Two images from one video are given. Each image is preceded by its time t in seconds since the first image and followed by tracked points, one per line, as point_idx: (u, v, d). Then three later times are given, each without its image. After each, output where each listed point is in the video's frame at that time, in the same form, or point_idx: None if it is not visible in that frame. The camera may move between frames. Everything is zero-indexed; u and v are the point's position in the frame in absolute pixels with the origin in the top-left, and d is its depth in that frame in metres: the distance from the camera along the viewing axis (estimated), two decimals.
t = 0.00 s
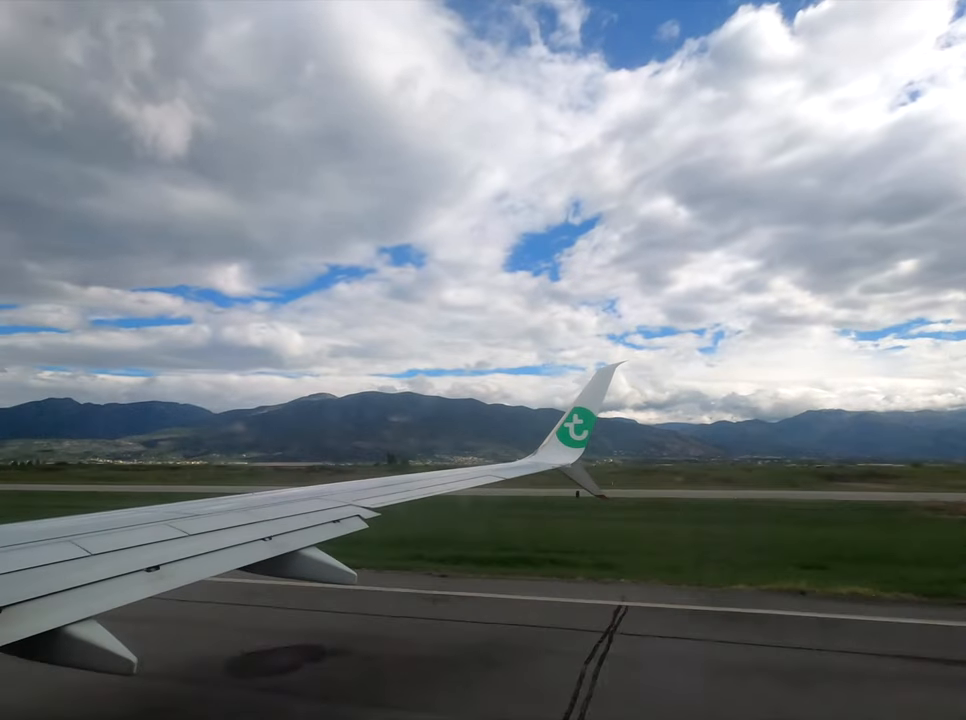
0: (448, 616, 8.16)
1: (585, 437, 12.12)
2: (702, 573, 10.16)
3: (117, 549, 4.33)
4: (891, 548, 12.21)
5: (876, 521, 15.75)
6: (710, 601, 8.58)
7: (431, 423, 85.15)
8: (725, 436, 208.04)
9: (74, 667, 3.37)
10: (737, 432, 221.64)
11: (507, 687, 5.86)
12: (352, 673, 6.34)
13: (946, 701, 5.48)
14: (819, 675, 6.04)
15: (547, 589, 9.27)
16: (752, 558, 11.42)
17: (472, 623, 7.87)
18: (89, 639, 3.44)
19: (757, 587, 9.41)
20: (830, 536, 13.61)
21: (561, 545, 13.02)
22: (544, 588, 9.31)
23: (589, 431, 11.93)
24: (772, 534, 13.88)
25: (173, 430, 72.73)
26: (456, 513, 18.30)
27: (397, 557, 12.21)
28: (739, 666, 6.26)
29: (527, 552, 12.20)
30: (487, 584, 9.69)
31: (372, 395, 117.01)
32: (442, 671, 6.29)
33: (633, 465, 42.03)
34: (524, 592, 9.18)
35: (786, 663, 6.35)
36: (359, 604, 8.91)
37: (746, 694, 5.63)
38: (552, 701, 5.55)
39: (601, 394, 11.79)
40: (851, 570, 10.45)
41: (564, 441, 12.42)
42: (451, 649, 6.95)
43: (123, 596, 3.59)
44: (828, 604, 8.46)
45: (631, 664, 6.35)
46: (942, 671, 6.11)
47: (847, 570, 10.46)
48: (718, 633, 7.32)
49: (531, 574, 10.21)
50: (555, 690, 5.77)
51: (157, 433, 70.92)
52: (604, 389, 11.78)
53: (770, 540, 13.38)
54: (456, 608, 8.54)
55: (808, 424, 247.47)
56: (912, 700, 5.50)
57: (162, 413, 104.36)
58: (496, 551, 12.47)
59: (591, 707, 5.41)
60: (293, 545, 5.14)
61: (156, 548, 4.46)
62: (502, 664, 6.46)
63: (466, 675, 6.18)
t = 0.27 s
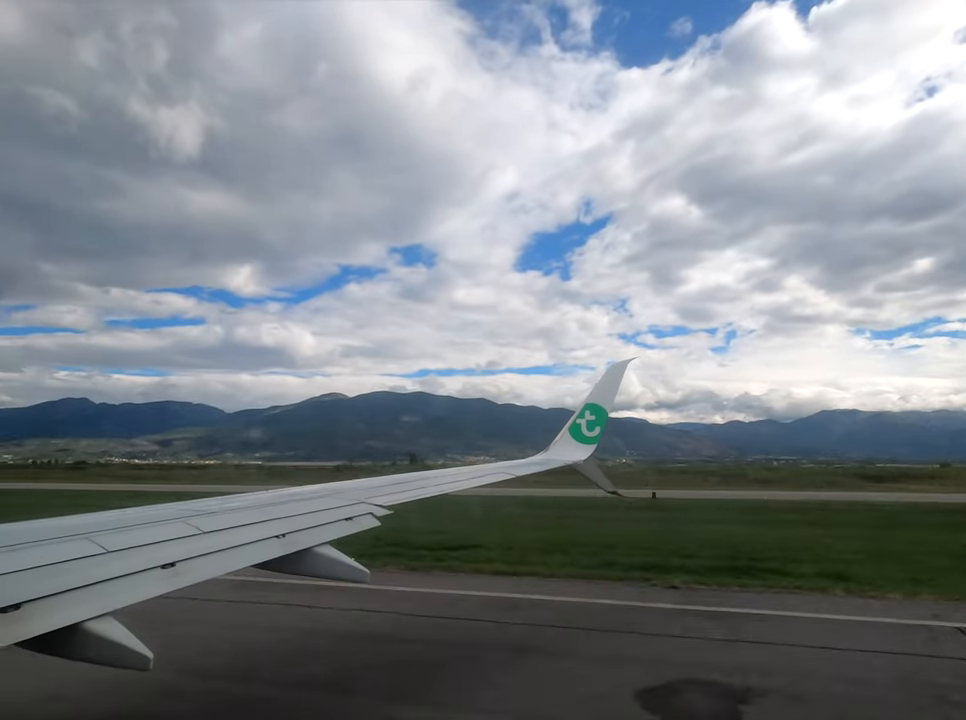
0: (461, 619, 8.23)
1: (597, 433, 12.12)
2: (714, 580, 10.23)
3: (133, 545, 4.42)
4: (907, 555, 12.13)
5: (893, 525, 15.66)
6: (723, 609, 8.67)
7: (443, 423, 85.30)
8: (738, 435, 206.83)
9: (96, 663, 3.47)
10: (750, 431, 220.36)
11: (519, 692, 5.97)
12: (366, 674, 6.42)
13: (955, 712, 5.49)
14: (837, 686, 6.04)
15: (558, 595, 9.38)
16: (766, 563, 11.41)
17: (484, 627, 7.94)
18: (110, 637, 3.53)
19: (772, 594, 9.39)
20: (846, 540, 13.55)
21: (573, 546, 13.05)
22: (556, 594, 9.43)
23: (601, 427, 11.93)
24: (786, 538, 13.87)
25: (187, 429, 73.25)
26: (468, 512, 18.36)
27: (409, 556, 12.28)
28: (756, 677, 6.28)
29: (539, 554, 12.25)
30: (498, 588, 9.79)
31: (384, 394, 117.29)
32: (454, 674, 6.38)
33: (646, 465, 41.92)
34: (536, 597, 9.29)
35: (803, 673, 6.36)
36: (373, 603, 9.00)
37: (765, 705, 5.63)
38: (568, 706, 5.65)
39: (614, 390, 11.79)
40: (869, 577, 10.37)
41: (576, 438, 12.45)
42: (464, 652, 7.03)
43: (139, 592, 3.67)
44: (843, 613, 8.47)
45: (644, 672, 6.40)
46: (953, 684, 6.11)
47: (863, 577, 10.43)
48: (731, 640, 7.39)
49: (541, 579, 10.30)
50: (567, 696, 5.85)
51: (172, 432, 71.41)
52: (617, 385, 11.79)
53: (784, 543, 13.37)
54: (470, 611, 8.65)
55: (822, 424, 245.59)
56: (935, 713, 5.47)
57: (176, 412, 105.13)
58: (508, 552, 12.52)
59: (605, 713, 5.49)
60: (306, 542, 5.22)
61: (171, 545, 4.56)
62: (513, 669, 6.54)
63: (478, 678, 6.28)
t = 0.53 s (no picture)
0: (474, 620, 8.29)
1: (611, 436, 12.12)
2: (727, 584, 10.20)
3: (150, 544, 4.49)
4: (925, 559, 12.05)
5: (910, 529, 15.54)
6: (735, 611, 8.65)
7: (455, 423, 85.41)
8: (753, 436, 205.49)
9: (114, 660, 3.53)
10: (763, 432, 218.88)
11: (534, 688, 6.02)
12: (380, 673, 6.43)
13: None
14: (848, 690, 6.01)
15: (573, 597, 9.40)
16: (782, 567, 11.37)
17: (498, 627, 7.97)
18: (129, 634, 3.59)
19: (787, 598, 9.37)
20: (863, 544, 13.48)
21: (585, 549, 13.06)
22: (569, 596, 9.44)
23: (615, 429, 11.93)
24: (802, 542, 13.82)
25: (201, 429, 73.72)
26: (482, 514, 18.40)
27: (423, 558, 12.33)
28: (765, 679, 6.27)
29: (551, 557, 12.27)
30: (513, 589, 9.81)
31: (396, 394, 117.57)
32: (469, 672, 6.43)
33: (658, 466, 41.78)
34: (550, 598, 9.30)
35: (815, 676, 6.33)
36: (387, 603, 9.06)
37: (773, 707, 5.61)
38: (581, 705, 5.65)
39: (627, 392, 11.79)
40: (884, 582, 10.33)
41: (590, 440, 12.44)
42: (477, 651, 7.07)
43: (157, 591, 3.73)
44: (855, 615, 8.46)
45: (655, 673, 6.41)
46: None
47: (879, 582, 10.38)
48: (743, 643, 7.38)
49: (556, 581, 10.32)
50: (582, 694, 5.88)
51: (186, 432, 71.88)
52: (630, 388, 11.78)
53: (800, 547, 13.30)
54: (483, 611, 8.68)
55: (837, 424, 243.54)
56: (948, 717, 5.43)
57: (190, 413, 105.87)
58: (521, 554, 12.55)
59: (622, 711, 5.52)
60: (322, 542, 5.28)
61: (188, 544, 4.61)
62: (528, 668, 6.57)
63: (494, 676, 6.33)
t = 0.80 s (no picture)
0: (485, 619, 8.34)
1: (624, 438, 12.13)
2: (740, 584, 10.21)
3: (165, 544, 4.55)
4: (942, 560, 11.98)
5: (924, 531, 15.45)
6: (748, 612, 8.66)
7: (466, 423, 85.55)
8: (765, 436, 204.29)
9: (126, 657, 3.61)
10: (775, 432, 217.59)
11: (547, 685, 6.08)
12: (390, 674, 6.45)
13: None
14: (863, 689, 5.99)
15: (584, 597, 9.45)
16: (795, 568, 11.38)
17: (509, 627, 8.02)
18: (141, 633, 3.64)
19: (799, 600, 9.36)
20: (878, 545, 13.43)
21: (598, 550, 13.08)
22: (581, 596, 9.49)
23: (628, 431, 11.94)
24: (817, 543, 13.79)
25: (214, 429, 74.25)
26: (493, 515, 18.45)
27: (436, 558, 12.40)
28: (777, 678, 6.27)
29: (563, 558, 12.30)
30: (525, 589, 9.86)
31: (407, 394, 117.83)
32: (482, 671, 6.48)
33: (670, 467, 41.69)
34: (561, 598, 9.34)
35: (828, 676, 6.33)
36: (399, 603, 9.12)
37: (786, 706, 5.61)
38: (591, 702, 5.69)
39: (640, 395, 11.80)
40: (897, 582, 10.33)
41: (602, 443, 12.46)
42: (488, 651, 7.12)
43: (172, 590, 3.80)
44: (867, 615, 8.48)
45: (667, 671, 6.44)
46: None
47: (892, 583, 10.37)
48: (755, 642, 7.40)
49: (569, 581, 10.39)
50: (594, 691, 5.93)
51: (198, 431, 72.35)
52: (643, 390, 11.79)
53: (816, 548, 13.28)
54: (496, 610, 8.74)
55: (850, 425, 241.76)
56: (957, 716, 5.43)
57: (203, 412, 106.51)
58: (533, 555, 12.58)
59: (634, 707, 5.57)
60: (334, 542, 5.33)
61: (202, 544, 4.68)
62: (539, 666, 6.61)
63: (506, 674, 6.37)
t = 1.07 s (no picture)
0: (498, 619, 8.41)
1: (636, 435, 12.13)
2: (752, 584, 10.23)
3: (181, 541, 4.63)
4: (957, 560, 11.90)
5: (939, 531, 15.33)
6: (758, 613, 8.70)
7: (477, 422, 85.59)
8: (778, 436, 202.86)
9: (143, 653, 3.68)
10: (788, 431, 216.18)
11: (560, 685, 6.12)
12: (402, 673, 6.47)
13: None
14: (874, 692, 6.01)
15: (596, 598, 9.49)
16: (807, 567, 11.38)
17: (521, 626, 8.07)
18: (158, 629, 3.71)
19: (813, 601, 9.33)
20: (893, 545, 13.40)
21: (610, 549, 13.08)
22: (593, 596, 9.53)
23: (640, 428, 11.93)
24: (831, 542, 13.75)
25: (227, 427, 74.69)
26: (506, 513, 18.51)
27: (448, 557, 12.46)
28: (787, 680, 6.29)
29: (576, 557, 12.31)
30: (537, 589, 9.91)
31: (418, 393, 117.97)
32: (495, 670, 6.54)
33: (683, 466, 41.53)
34: (573, 598, 9.37)
35: (840, 678, 6.34)
36: (412, 602, 9.20)
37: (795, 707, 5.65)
38: (605, 703, 5.73)
39: (652, 391, 11.79)
40: (912, 582, 10.31)
41: (614, 439, 12.47)
42: (501, 650, 7.18)
43: (187, 586, 3.87)
44: (879, 617, 8.49)
45: (678, 673, 6.47)
46: None
47: (907, 582, 10.35)
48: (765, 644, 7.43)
49: (582, 581, 10.42)
50: (606, 692, 5.97)
51: (211, 430, 72.82)
52: (655, 387, 11.78)
53: (830, 547, 13.23)
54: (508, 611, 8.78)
55: (863, 425, 239.78)
56: None
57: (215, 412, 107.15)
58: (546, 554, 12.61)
59: (645, 709, 5.60)
60: (349, 539, 5.41)
61: (217, 541, 4.76)
62: (552, 666, 6.66)
63: (520, 674, 6.43)
